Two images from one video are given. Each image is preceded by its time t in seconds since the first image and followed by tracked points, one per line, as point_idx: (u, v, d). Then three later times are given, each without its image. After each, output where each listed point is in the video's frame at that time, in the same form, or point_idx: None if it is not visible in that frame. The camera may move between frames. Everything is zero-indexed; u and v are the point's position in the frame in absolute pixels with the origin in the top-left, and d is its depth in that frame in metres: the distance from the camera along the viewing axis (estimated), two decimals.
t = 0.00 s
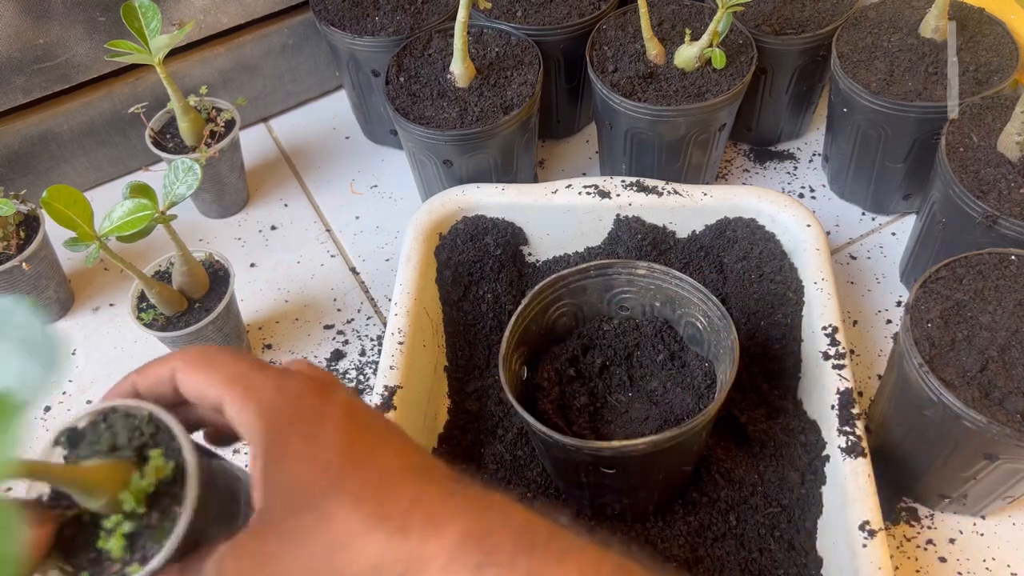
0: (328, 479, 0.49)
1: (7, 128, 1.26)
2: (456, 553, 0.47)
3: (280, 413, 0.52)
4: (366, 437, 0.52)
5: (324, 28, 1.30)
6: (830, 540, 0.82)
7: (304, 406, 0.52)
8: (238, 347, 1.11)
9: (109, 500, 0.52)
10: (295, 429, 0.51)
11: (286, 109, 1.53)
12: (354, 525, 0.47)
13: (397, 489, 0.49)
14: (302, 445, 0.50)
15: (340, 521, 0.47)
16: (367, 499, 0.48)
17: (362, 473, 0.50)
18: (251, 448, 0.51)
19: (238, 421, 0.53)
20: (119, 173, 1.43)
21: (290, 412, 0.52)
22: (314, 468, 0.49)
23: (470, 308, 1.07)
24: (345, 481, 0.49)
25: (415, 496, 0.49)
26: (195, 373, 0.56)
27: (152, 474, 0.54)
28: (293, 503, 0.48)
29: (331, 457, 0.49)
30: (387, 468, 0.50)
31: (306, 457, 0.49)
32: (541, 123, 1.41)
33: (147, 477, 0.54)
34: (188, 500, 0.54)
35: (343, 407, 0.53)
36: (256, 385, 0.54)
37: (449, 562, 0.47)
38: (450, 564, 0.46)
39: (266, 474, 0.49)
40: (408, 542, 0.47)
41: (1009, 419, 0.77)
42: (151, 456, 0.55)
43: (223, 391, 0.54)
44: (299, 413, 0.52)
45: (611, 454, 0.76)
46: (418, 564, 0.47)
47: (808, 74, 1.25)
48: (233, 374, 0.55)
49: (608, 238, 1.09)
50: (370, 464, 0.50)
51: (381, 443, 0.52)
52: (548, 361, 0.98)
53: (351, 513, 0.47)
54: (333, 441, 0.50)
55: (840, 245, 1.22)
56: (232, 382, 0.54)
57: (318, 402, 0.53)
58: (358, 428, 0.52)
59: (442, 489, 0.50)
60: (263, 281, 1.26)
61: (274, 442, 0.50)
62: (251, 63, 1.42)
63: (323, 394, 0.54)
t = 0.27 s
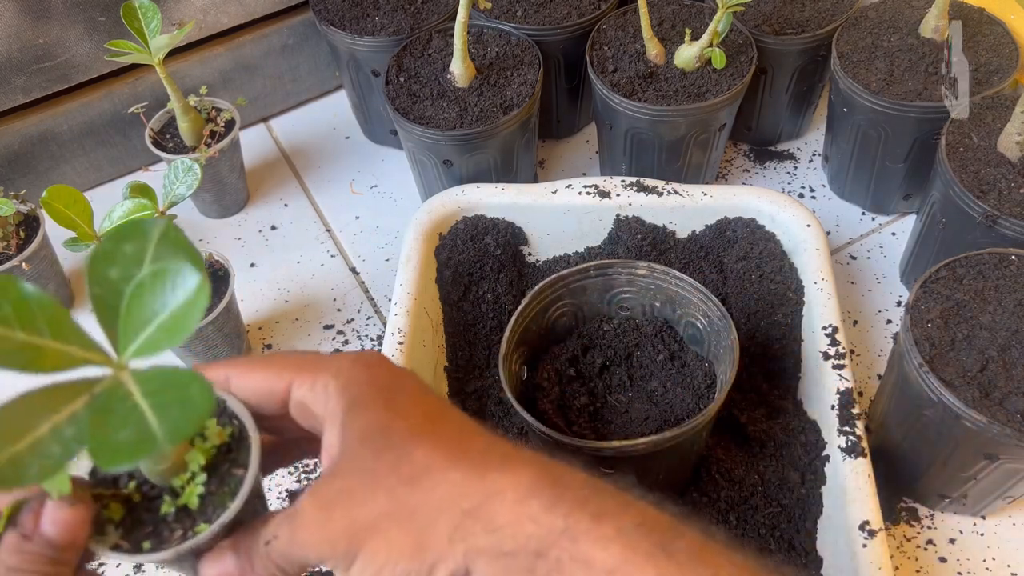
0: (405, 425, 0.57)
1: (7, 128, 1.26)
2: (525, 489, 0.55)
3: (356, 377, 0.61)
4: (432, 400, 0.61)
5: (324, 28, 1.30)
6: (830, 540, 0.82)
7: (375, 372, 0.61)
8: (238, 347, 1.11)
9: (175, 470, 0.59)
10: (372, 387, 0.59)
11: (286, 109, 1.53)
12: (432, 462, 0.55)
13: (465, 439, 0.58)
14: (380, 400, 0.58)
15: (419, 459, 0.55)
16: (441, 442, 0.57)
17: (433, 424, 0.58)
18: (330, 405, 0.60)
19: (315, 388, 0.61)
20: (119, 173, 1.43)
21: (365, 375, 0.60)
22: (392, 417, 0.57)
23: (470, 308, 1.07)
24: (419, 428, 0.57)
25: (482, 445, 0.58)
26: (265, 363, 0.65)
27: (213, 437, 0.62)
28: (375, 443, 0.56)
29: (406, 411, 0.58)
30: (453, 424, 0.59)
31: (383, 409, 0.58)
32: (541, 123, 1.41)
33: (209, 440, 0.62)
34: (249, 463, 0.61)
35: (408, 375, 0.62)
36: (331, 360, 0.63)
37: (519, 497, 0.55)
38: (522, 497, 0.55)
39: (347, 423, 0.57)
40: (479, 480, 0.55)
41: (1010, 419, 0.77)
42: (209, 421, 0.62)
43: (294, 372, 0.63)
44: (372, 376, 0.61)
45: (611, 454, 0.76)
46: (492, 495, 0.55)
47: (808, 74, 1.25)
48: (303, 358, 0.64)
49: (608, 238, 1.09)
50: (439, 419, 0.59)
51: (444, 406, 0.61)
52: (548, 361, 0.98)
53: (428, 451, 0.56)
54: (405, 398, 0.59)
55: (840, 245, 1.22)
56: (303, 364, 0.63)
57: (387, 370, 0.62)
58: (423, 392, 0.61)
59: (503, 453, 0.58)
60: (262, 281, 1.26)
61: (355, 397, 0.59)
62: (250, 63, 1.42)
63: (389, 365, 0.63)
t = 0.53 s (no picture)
0: (425, 424, 0.59)
1: (7, 128, 1.26)
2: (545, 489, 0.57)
3: (376, 377, 0.62)
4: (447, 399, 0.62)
5: (324, 28, 1.30)
6: (830, 540, 0.82)
7: (394, 373, 0.63)
8: (238, 347, 1.11)
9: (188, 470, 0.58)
10: (392, 388, 0.61)
11: (286, 109, 1.53)
12: (452, 460, 0.57)
13: (484, 438, 0.60)
14: (401, 400, 0.60)
15: (440, 457, 0.57)
16: (460, 441, 0.58)
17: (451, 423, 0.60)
18: (352, 405, 0.61)
19: (336, 388, 0.63)
20: (119, 173, 1.43)
21: (385, 376, 0.62)
22: (413, 417, 0.59)
23: (470, 308, 1.07)
24: (440, 426, 0.59)
25: (499, 444, 0.60)
26: (283, 366, 0.66)
27: (228, 436, 0.61)
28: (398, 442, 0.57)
29: (423, 410, 0.60)
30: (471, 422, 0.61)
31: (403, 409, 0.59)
32: (541, 123, 1.41)
33: (223, 439, 0.61)
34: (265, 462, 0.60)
35: (425, 375, 0.64)
36: (351, 361, 0.64)
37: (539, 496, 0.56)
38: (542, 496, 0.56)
39: (368, 422, 0.59)
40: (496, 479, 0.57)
41: (1010, 419, 0.77)
42: (224, 421, 0.61)
43: (313, 374, 0.65)
44: (391, 377, 0.62)
45: (611, 454, 0.76)
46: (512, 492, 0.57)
47: (808, 74, 1.25)
48: (322, 361, 0.66)
49: (608, 238, 1.09)
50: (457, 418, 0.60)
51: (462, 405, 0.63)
52: (549, 361, 0.98)
53: (449, 449, 0.58)
54: (422, 398, 0.61)
55: (840, 244, 1.22)
56: (322, 366, 0.65)
57: (405, 370, 0.63)
58: (440, 392, 0.63)
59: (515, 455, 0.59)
60: (262, 281, 1.26)
61: (376, 398, 0.60)
62: (251, 62, 1.42)
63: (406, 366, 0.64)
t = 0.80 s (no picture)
0: (428, 434, 0.62)
1: (7, 128, 1.26)
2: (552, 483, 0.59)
3: (375, 395, 0.65)
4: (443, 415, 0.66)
5: (324, 28, 1.29)
6: (830, 540, 0.82)
7: (391, 392, 0.66)
8: (238, 347, 1.11)
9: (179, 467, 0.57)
10: (392, 404, 0.64)
11: (286, 109, 1.53)
12: (457, 463, 0.60)
13: (482, 445, 0.63)
14: (403, 415, 0.63)
15: (445, 461, 0.60)
16: (463, 448, 0.61)
17: (451, 433, 0.63)
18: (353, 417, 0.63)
19: (334, 403, 0.65)
20: (119, 173, 1.43)
21: (383, 395, 0.65)
22: (418, 427, 0.62)
23: (470, 308, 1.07)
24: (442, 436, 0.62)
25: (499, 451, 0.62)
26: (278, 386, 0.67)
27: (226, 439, 0.61)
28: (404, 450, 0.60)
29: (424, 422, 0.63)
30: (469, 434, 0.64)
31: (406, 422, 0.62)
32: (541, 123, 1.41)
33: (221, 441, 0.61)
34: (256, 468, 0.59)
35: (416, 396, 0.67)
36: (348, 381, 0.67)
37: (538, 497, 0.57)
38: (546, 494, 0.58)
39: (372, 434, 0.61)
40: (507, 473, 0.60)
41: (1010, 418, 0.77)
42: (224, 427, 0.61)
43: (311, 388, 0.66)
44: (387, 394, 0.65)
45: (612, 454, 0.76)
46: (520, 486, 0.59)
47: (808, 74, 1.25)
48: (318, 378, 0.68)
49: (608, 238, 1.09)
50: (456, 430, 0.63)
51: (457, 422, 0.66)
52: (549, 361, 0.98)
53: (453, 454, 0.60)
54: (421, 413, 0.64)
55: (840, 244, 1.22)
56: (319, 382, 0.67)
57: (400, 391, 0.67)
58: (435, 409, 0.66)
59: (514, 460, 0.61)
60: (262, 281, 1.26)
61: (379, 411, 0.63)
62: (251, 63, 1.42)
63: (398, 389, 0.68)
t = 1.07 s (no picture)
0: (419, 428, 0.59)
1: (6, 128, 1.26)
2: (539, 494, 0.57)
3: (379, 373, 0.62)
4: (447, 397, 0.63)
5: (324, 28, 1.29)
6: (830, 540, 0.82)
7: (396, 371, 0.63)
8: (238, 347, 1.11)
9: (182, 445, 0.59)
10: (393, 385, 0.61)
11: (286, 109, 1.53)
12: (443, 467, 0.57)
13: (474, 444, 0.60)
14: (399, 402, 0.60)
15: (431, 463, 0.57)
16: (453, 447, 0.58)
17: (447, 425, 0.60)
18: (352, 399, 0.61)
19: (339, 378, 0.63)
20: (119, 173, 1.43)
21: (389, 373, 0.62)
22: (412, 418, 0.59)
23: (470, 308, 1.07)
24: (436, 428, 0.59)
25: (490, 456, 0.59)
26: (291, 349, 0.66)
27: (229, 421, 0.62)
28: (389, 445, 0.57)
29: (421, 410, 0.60)
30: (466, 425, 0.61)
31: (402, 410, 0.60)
32: (541, 123, 1.41)
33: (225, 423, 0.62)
34: (255, 456, 0.60)
35: (428, 372, 0.65)
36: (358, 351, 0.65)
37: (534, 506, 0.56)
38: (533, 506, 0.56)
39: (368, 423, 0.59)
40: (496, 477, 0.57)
41: (1010, 418, 0.77)
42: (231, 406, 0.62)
43: (321, 358, 0.65)
44: (392, 373, 0.63)
45: (611, 454, 0.76)
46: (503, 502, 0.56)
47: (808, 74, 1.25)
48: (330, 345, 0.66)
49: (608, 238, 1.09)
50: (454, 421, 0.60)
51: (461, 406, 0.63)
52: (549, 361, 0.98)
53: (442, 455, 0.57)
54: (422, 397, 0.61)
55: (840, 244, 1.22)
56: (329, 351, 0.65)
57: (409, 368, 0.64)
58: (441, 393, 0.63)
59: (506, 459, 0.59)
60: (262, 281, 1.26)
61: (376, 395, 0.61)
62: (250, 63, 1.42)
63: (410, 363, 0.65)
